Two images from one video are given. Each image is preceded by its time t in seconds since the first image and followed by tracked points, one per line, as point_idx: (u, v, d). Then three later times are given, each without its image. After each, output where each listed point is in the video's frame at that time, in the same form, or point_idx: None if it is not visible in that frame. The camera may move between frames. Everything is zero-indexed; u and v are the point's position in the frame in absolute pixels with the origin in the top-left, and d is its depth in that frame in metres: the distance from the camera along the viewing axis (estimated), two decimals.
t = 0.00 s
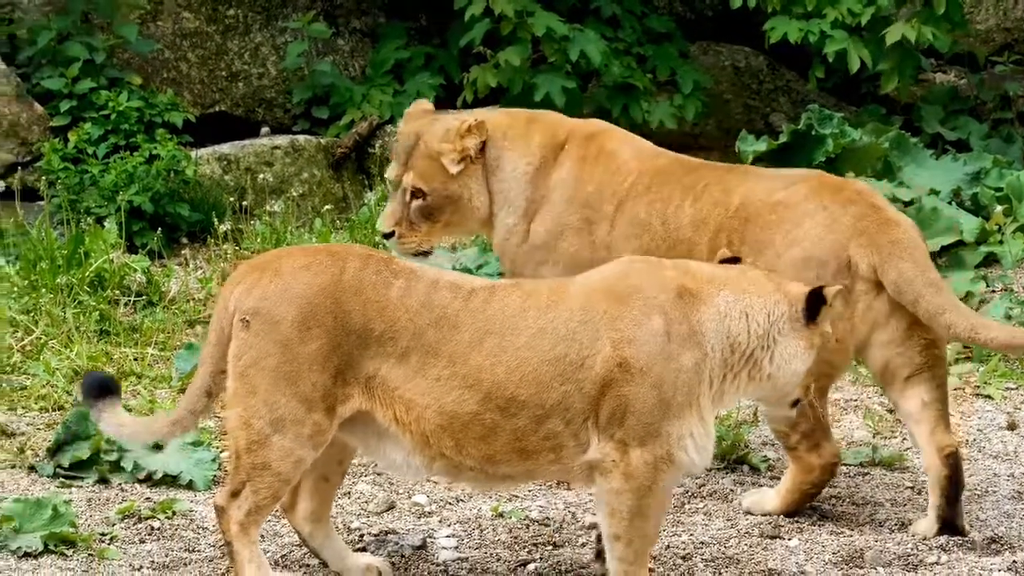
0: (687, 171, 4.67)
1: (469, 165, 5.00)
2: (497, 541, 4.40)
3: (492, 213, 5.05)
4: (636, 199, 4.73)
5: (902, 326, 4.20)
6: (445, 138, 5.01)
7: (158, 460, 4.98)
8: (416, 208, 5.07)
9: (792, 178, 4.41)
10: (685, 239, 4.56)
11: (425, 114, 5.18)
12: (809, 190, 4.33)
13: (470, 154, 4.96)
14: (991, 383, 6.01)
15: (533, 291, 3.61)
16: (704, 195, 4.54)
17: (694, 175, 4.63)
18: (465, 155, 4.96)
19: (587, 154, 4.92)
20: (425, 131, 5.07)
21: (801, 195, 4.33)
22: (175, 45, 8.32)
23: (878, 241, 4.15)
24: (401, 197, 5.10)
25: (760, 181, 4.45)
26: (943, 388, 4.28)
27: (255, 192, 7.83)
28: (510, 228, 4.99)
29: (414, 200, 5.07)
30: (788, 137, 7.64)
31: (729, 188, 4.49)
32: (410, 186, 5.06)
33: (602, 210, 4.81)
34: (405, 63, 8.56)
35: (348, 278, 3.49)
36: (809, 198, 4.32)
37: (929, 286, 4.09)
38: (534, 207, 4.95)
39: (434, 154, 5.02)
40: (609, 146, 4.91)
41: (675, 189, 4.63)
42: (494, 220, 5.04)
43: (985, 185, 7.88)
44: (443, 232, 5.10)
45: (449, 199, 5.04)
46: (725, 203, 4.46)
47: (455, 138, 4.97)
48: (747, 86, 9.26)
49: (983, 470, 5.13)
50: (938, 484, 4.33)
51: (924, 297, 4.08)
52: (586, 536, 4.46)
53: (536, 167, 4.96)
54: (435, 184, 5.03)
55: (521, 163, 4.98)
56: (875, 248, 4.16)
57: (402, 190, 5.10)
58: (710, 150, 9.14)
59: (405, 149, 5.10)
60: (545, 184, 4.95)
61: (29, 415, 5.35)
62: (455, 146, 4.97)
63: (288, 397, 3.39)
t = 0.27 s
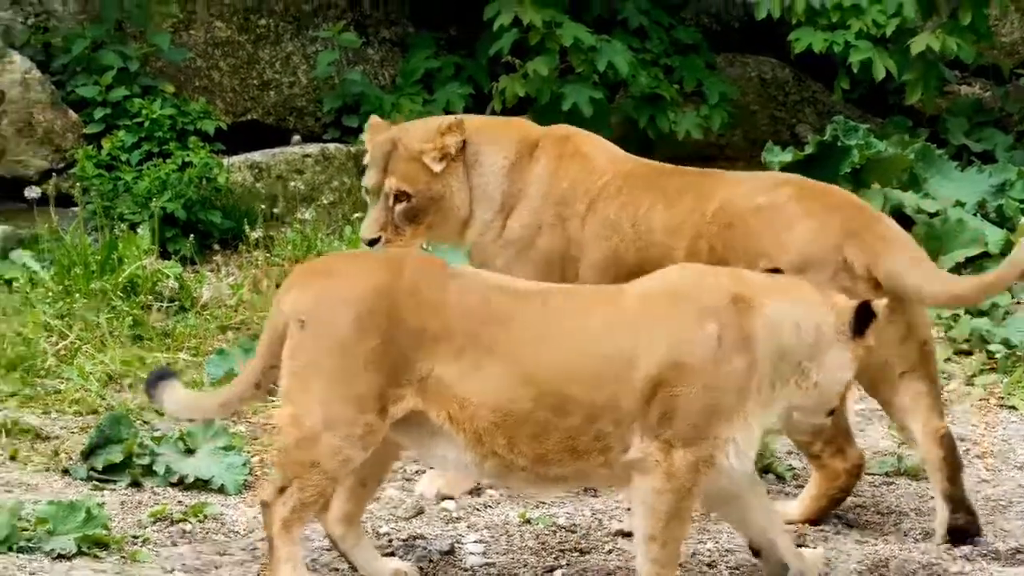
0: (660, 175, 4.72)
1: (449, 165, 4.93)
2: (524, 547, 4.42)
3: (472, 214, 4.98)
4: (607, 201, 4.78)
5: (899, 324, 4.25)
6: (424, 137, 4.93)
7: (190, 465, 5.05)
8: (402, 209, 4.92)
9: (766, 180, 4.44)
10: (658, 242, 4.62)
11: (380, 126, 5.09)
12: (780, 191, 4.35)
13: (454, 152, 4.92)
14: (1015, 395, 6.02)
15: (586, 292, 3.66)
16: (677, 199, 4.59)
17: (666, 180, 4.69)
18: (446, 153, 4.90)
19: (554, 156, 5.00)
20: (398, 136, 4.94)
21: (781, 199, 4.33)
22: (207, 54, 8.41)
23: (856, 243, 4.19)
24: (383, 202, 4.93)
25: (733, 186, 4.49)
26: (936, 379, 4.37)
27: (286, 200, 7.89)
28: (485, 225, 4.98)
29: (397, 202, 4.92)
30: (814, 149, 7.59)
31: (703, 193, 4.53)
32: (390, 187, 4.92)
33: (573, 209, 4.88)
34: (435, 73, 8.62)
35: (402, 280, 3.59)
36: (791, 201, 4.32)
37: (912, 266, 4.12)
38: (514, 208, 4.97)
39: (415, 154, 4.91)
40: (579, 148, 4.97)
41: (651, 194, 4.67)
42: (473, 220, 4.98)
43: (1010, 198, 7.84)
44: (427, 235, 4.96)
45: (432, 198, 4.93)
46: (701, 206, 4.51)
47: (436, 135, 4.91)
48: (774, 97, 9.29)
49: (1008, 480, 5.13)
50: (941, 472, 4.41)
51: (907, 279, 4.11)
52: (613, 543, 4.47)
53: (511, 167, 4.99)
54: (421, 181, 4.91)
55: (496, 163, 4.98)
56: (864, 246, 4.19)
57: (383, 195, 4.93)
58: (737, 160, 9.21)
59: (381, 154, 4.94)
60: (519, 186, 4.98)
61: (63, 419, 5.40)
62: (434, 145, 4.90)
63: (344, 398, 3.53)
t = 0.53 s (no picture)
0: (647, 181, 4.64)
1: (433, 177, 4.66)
2: (546, 555, 4.35)
3: (457, 225, 4.73)
4: (593, 205, 4.64)
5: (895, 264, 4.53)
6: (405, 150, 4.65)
7: (212, 470, 4.98)
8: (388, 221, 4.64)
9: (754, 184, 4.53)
10: (654, 251, 4.54)
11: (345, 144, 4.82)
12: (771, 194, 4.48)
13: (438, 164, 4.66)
14: None
15: (658, 290, 3.62)
16: (669, 205, 4.55)
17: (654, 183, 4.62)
18: (432, 165, 4.64)
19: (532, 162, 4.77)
20: (373, 153, 4.66)
21: (780, 207, 4.45)
22: (236, 53, 8.41)
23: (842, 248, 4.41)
24: (367, 218, 4.64)
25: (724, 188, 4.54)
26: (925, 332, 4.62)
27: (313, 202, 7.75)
28: (468, 234, 4.73)
29: (382, 216, 4.63)
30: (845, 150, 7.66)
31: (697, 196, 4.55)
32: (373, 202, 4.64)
33: (556, 213, 4.68)
34: (464, 73, 8.57)
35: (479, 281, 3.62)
36: (788, 206, 4.45)
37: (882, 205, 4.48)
38: (498, 217, 4.73)
39: (398, 167, 4.63)
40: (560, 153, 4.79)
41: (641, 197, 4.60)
42: (457, 233, 4.73)
43: None
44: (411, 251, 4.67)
45: (418, 210, 4.65)
46: (696, 214, 4.52)
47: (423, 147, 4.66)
48: (805, 99, 9.19)
49: None
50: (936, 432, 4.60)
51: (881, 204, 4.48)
52: (636, 551, 4.39)
53: (495, 175, 4.74)
54: (410, 195, 4.63)
55: (480, 170, 4.74)
56: (853, 225, 4.44)
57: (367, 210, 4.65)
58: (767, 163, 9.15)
59: (362, 170, 4.66)
60: (502, 192, 4.74)
61: (85, 423, 5.36)
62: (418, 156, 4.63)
63: (425, 401, 3.54)
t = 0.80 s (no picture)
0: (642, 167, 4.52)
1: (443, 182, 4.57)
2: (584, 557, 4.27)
3: (467, 226, 4.65)
4: (593, 194, 4.54)
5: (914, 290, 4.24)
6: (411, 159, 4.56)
7: (245, 472, 4.92)
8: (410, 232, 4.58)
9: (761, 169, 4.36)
10: (662, 236, 4.39)
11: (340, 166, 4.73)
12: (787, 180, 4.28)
13: (449, 169, 4.58)
14: None
15: (743, 279, 3.50)
16: (673, 189, 4.40)
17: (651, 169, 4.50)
18: (442, 169, 4.56)
19: (523, 157, 4.69)
20: (378, 168, 4.57)
21: (797, 194, 4.25)
22: (264, 53, 8.42)
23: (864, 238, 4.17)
24: (388, 231, 4.58)
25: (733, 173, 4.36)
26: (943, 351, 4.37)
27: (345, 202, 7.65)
28: (478, 233, 4.65)
29: (405, 227, 4.57)
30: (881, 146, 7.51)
31: (706, 182, 4.38)
32: (390, 214, 4.56)
33: (552, 204, 4.60)
34: (495, 71, 8.51)
35: (563, 277, 3.43)
36: (806, 194, 4.25)
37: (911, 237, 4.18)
38: (504, 214, 4.65)
39: (413, 176, 4.54)
40: (549, 148, 4.71)
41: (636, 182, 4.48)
42: (467, 234, 4.65)
43: None
44: (432, 261, 4.63)
45: (437, 214, 4.58)
46: (707, 200, 4.35)
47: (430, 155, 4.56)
48: (841, 94, 9.11)
49: None
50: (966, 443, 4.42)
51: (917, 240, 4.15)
52: (676, 553, 4.29)
53: (494, 173, 4.66)
54: (428, 202, 4.56)
55: (479, 169, 4.65)
56: (879, 238, 4.21)
57: (386, 223, 4.58)
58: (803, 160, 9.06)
59: (372, 183, 4.56)
60: (502, 190, 4.66)
61: (115, 425, 5.32)
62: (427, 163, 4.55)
63: (543, 413, 3.36)
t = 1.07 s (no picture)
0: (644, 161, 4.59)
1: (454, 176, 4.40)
2: (614, 554, 4.25)
3: (478, 224, 4.47)
4: (602, 186, 4.53)
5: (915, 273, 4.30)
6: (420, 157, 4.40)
7: (275, 470, 4.90)
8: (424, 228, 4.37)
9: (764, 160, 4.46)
10: (675, 228, 4.45)
11: (346, 164, 4.52)
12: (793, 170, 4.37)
13: (461, 163, 4.44)
14: None
15: (854, 280, 3.55)
16: (681, 180, 4.48)
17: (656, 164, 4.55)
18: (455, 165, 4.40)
19: (524, 153, 4.59)
20: (388, 165, 4.38)
21: (805, 181, 4.33)
22: (293, 52, 8.41)
23: (869, 225, 4.22)
24: (402, 227, 4.34)
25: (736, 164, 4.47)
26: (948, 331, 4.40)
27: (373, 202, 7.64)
28: (490, 231, 4.47)
29: (415, 222, 4.35)
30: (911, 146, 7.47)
31: (713, 174, 4.46)
32: (405, 209, 4.33)
33: (567, 197, 4.52)
34: (524, 70, 8.48)
35: (667, 286, 3.47)
36: (815, 181, 4.33)
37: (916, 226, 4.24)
38: (514, 213, 4.50)
39: (426, 173, 4.37)
40: (549, 148, 4.64)
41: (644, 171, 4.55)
42: (479, 232, 4.47)
43: None
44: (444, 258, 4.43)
45: (450, 210, 4.40)
46: (714, 190, 4.43)
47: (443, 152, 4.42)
48: (871, 93, 9.09)
49: None
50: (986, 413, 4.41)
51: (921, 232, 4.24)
52: (706, 550, 4.24)
53: (502, 170, 4.53)
54: (441, 196, 4.37)
55: (489, 166, 4.51)
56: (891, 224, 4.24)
57: (400, 219, 4.33)
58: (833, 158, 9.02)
59: (384, 182, 4.36)
60: (510, 187, 4.53)
61: (145, 424, 5.32)
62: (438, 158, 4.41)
63: (642, 420, 3.42)
